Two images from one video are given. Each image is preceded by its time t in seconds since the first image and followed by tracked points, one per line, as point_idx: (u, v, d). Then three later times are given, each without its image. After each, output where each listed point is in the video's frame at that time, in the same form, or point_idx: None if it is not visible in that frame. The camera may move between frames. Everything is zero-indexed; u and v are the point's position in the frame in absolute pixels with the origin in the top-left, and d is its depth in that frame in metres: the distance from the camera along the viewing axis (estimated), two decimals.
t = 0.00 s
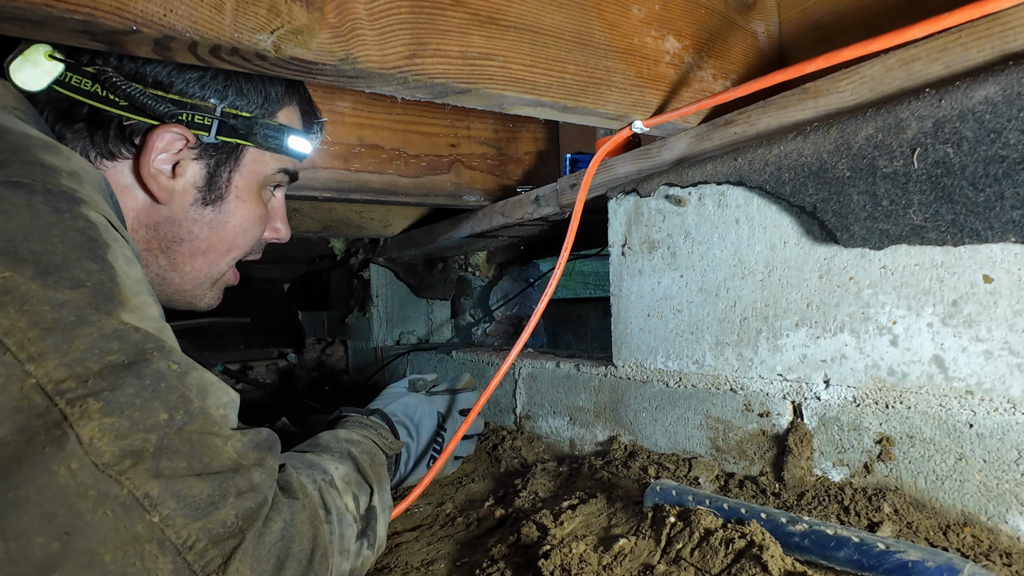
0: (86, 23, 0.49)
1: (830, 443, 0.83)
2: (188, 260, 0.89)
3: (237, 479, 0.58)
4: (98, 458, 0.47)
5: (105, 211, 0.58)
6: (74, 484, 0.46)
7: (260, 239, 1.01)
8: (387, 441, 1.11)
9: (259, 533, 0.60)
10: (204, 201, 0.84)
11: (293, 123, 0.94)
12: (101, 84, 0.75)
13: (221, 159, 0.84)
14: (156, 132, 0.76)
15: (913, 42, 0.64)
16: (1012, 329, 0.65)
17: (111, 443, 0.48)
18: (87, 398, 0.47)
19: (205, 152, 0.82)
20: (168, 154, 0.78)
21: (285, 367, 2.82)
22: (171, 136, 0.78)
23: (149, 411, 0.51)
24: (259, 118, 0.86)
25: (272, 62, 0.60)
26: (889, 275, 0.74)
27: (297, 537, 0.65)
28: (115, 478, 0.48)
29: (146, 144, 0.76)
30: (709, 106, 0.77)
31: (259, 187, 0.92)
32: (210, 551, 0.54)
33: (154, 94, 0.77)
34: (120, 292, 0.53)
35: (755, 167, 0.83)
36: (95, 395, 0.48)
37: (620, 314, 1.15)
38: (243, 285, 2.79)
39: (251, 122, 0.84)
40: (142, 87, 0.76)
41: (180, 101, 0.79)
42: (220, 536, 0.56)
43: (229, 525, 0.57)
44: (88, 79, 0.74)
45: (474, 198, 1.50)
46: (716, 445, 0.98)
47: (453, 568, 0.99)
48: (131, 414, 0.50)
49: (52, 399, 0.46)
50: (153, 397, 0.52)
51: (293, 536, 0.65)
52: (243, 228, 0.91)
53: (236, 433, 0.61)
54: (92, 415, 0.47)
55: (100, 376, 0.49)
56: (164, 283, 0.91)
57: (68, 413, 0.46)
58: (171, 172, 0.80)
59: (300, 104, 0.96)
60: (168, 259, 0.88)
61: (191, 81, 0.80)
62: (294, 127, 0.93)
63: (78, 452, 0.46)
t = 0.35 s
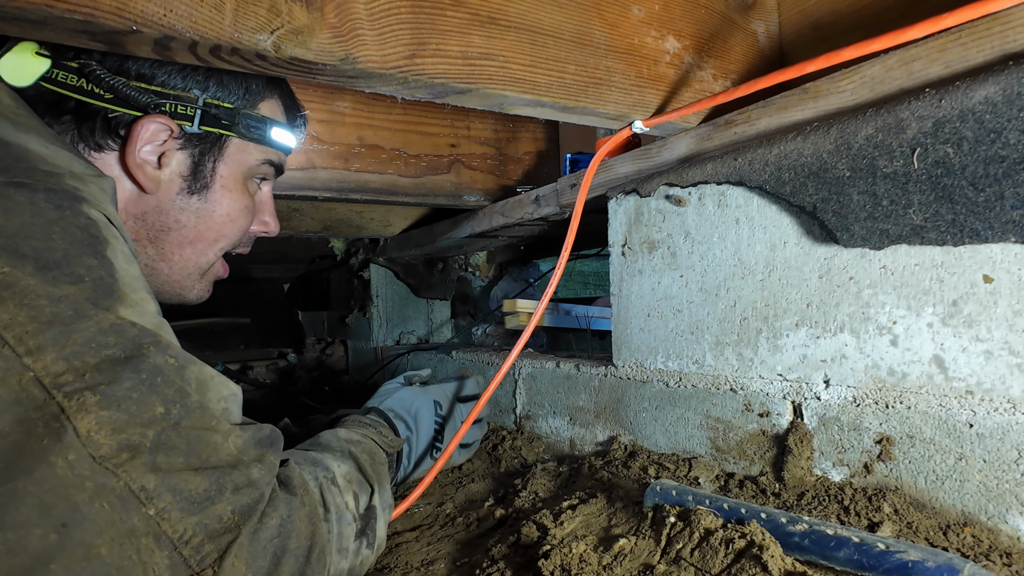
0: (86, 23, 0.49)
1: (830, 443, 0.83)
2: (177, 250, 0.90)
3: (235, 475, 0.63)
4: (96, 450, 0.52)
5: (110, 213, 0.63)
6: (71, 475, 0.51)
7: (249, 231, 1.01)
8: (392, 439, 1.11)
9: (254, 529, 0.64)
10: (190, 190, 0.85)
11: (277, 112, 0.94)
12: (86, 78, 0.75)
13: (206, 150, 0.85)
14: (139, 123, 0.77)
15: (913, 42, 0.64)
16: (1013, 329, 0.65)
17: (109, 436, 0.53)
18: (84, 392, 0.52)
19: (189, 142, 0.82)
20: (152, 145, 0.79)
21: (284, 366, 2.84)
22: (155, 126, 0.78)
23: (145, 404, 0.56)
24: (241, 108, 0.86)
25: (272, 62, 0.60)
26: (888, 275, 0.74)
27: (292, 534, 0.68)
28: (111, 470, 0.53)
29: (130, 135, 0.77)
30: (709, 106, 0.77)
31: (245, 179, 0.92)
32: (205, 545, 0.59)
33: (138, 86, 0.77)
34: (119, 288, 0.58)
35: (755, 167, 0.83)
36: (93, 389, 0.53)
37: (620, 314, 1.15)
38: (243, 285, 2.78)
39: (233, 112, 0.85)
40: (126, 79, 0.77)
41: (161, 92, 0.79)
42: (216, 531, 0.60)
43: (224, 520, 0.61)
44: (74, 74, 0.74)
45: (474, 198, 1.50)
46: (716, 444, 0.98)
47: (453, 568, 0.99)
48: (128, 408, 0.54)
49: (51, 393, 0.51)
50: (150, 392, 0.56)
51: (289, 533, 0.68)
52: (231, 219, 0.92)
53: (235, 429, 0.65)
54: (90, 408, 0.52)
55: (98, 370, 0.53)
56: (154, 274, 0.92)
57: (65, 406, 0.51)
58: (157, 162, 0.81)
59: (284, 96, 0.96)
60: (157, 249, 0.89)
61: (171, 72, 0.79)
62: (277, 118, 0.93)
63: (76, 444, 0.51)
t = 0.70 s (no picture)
0: (86, 23, 0.49)
1: (830, 443, 0.82)
2: (176, 248, 0.91)
3: (263, 445, 0.69)
4: (156, 437, 0.57)
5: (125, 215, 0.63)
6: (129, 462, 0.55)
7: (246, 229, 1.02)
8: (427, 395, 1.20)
9: (278, 486, 0.71)
10: (191, 190, 0.86)
11: (278, 115, 0.94)
12: (89, 75, 0.74)
13: (206, 150, 0.85)
14: (143, 123, 0.77)
15: (913, 42, 0.64)
16: (1013, 329, 0.65)
17: (164, 425, 0.58)
18: (139, 391, 0.56)
19: (192, 142, 0.83)
20: (155, 144, 0.79)
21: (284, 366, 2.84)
22: (158, 126, 0.78)
23: (188, 395, 0.60)
24: (244, 109, 0.87)
25: (273, 62, 0.60)
26: (888, 275, 0.74)
27: (309, 484, 0.77)
28: (169, 453, 0.58)
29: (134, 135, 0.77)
30: (709, 106, 0.77)
31: (244, 178, 0.92)
32: (243, 502, 0.65)
33: (142, 85, 0.77)
34: (148, 289, 0.60)
35: (755, 167, 0.83)
36: (148, 388, 0.57)
37: (620, 314, 1.15)
38: (243, 285, 2.78)
39: (236, 113, 0.85)
40: (130, 78, 0.76)
41: (166, 91, 0.79)
42: (250, 490, 0.66)
43: (256, 481, 0.67)
44: (76, 71, 0.73)
45: (474, 198, 1.50)
46: (716, 445, 0.98)
47: (453, 568, 0.99)
48: (175, 400, 0.59)
49: (111, 392, 0.55)
50: (191, 384, 0.60)
51: (305, 483, 0.76)
52: (231, 216, 0.93)
53: (256, 402, 0.70)
54: (147, 405, 0.57)
55: (146, 370, 0.57)
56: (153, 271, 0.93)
57: (127, 404, 0.55)
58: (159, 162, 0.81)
59: (284, 99, 0.96)
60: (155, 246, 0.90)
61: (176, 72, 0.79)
62: (279, 120, 0.94)
63: (139, 434, 0.56)
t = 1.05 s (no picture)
0: (86, 24, 0.49)
1: (830, 443, 0.82)
2: (191, 258, 0.91)
3: (301, 455, 0.68)
4: (204, 455, 0.58)
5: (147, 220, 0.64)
6: (184, 481, 0.57)
7: (260, 237, 1.02)
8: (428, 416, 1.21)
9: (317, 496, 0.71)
10: (208, 201, 0.85)
11: (295, 121, 0.94)
12: (103, 78, 0.73)
13: (224, 160, 0.85)
14: (162, 131, 0.76)
15: (913, 42, 0.64)
16: (1012, 329, 0.65)
17: (211, 441, 0.58)
18: (189, 409, 0.57)
19: (210, 151, 0.82)
20: (172, 152, 0.79)
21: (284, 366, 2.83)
22: (177, 133, 0.77)
23: (232, 408, 0.60)
24: (264, 117, 0.86)
25: (272, 62, 0.60)
26: (888, 275, 0.74)
27: (341, 492, 0.76)
28: (218, 470, 0.59)
29: (151, 142, 0.76)
30: (709, 106, 0.77)
31: (261, 186, 0.93)
32: (283, 513, 0.65)
33: (161, 90, 0.76)
34: (185, 297, 0.60)
35: (755, 167, 0.83)
36: (194, 406, 0.57)
37: (620, 314, 1.15)
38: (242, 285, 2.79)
39: (258, 121, 0.84)
40: (149, 83, 0.75)
41: (187, 97, 0.78)
42: (291, 500, 0.66)
43: (296, 491, 0.67)
44: (89, 73, 0.72)
45: (474, 198, 1.50)
46: (716, 445, 0.98)
47: (453, 568, 0.99)
48: (221, 415, 0.59)
49: (161, 411, 0.55)
50: (234, 397, 0.61)
51: (340, 491, 0.76)
52: (245, 228, 0.93)
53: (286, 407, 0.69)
54: (196, 423, 0.57)
55: (192, 386, 0.57)
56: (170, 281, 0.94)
57: (177, 423, 0.56)
58: (176, 171, 0.80)
59: (302, 101, 0.96)
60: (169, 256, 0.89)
61: (198, 77, 0.78)
62: (298, 128, 0.93)
63: (190, 454, 0.57)
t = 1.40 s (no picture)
0: (86, 23, 0.49)
1: (830, 444, 0.82)
2: (191, 257, 0.91)
3: (302, 453, 0.68)
4: (207, 452, 0.58)
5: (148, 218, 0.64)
6: (192, 478, 0.57)
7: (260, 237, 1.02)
8: (427, 411, 1.20)
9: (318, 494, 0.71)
10: (209, 200, 0.85)
11: (295, 121, 0.94)
12: (103, 78, 0.73)
13: (223, 158, 0.84)
14: (162, 129, 0.76)
15: (913, 42, 0.64)
16: (1013, 329, 0.65)
17: (213, 439, 0.58)
18: (191, 406, 0.57)
19: (210, 149, 0.82)
20: (173, 151, 0.78)
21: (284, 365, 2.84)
22: (177, 132, 0.77)
23: (234, 406, 0.60)
24: (263, 116, 0.86)
25: (272, 62, 0.60)
26: (888, 275, 0.74)
27: (342, 490, 0.76)
28: (220, 467, 0.59)
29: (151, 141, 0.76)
30: (709, 106, 0.77)
31: (260, 184, 0.93)
32: (285, 511, 0.65)
33: (161, 90, 0.76)
34: (187, 296, 0.60)
35: (755, 167, 0.83)
36: (196, 403, 0.57)
37: (620, 314, 1.15)
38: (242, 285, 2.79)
39: (257, 120, 0.84)
40: (149, 83, 0.75)
41: (186, 97, 0.78)
42: (293, 499, 0.67)
43: (298, 489, 0.67)
44: (89, 74, 0.72)
45: (474, 198, 1.50)
46: (716, 444, 0.98)
47: (453, 568, 0.99)
48: (223, 413, 0.59)
49: (163, 408, 0.55)
50: (236, 395, 0.61)
51: (341, 489, 0.76)
52: (245, 226, 0.93)
53: (287, 406, 0.69)
54: (198, 420, 0.57)
55: (195, 384, 0.57)
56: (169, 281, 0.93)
57: (179, 420, 0.56)
58: (176, 169, 0.80)
59: (300, 100, 0.96)
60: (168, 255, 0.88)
61: (196, 77, 0.79)
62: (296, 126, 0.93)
63: (192, 450, 0.57)
